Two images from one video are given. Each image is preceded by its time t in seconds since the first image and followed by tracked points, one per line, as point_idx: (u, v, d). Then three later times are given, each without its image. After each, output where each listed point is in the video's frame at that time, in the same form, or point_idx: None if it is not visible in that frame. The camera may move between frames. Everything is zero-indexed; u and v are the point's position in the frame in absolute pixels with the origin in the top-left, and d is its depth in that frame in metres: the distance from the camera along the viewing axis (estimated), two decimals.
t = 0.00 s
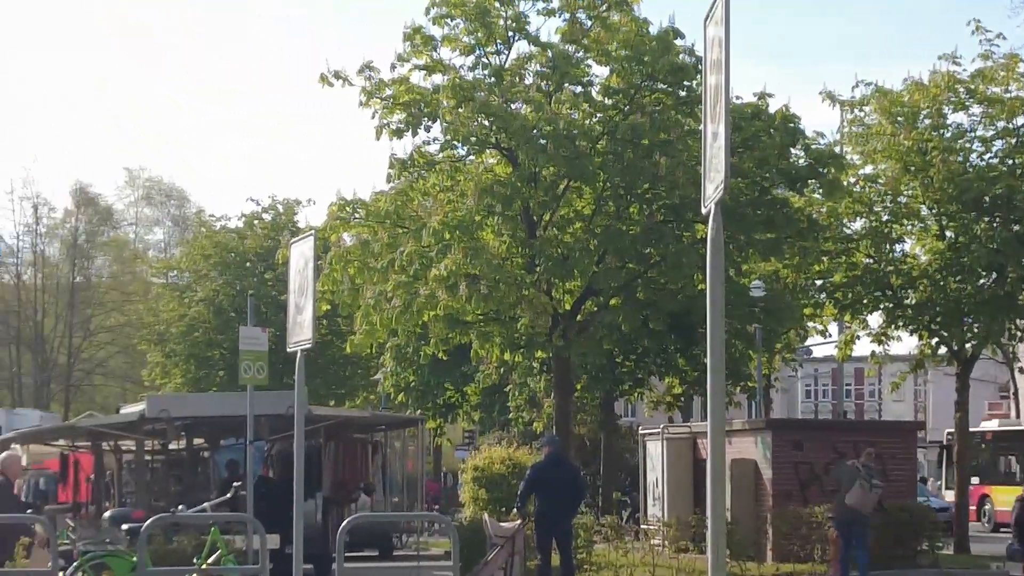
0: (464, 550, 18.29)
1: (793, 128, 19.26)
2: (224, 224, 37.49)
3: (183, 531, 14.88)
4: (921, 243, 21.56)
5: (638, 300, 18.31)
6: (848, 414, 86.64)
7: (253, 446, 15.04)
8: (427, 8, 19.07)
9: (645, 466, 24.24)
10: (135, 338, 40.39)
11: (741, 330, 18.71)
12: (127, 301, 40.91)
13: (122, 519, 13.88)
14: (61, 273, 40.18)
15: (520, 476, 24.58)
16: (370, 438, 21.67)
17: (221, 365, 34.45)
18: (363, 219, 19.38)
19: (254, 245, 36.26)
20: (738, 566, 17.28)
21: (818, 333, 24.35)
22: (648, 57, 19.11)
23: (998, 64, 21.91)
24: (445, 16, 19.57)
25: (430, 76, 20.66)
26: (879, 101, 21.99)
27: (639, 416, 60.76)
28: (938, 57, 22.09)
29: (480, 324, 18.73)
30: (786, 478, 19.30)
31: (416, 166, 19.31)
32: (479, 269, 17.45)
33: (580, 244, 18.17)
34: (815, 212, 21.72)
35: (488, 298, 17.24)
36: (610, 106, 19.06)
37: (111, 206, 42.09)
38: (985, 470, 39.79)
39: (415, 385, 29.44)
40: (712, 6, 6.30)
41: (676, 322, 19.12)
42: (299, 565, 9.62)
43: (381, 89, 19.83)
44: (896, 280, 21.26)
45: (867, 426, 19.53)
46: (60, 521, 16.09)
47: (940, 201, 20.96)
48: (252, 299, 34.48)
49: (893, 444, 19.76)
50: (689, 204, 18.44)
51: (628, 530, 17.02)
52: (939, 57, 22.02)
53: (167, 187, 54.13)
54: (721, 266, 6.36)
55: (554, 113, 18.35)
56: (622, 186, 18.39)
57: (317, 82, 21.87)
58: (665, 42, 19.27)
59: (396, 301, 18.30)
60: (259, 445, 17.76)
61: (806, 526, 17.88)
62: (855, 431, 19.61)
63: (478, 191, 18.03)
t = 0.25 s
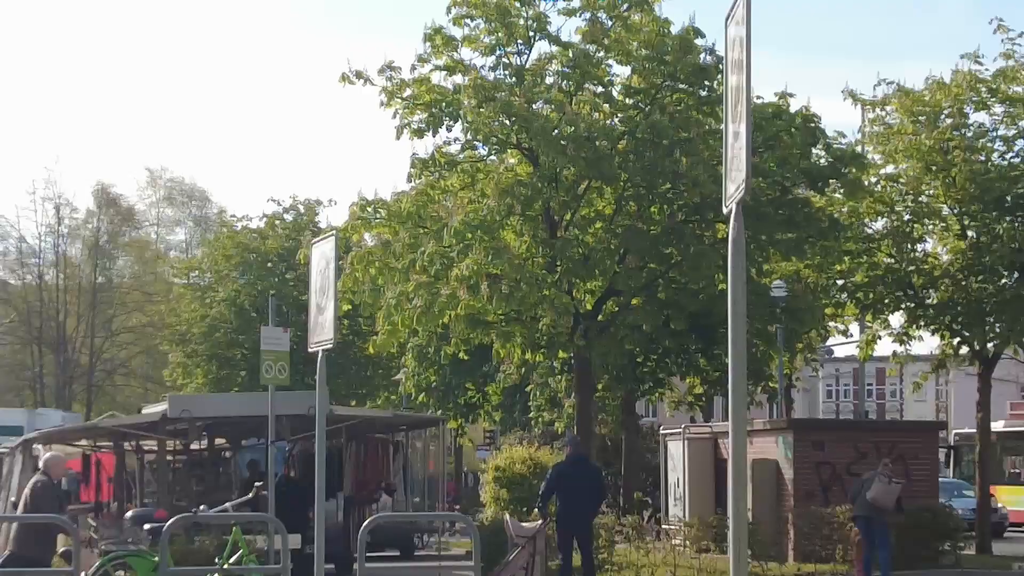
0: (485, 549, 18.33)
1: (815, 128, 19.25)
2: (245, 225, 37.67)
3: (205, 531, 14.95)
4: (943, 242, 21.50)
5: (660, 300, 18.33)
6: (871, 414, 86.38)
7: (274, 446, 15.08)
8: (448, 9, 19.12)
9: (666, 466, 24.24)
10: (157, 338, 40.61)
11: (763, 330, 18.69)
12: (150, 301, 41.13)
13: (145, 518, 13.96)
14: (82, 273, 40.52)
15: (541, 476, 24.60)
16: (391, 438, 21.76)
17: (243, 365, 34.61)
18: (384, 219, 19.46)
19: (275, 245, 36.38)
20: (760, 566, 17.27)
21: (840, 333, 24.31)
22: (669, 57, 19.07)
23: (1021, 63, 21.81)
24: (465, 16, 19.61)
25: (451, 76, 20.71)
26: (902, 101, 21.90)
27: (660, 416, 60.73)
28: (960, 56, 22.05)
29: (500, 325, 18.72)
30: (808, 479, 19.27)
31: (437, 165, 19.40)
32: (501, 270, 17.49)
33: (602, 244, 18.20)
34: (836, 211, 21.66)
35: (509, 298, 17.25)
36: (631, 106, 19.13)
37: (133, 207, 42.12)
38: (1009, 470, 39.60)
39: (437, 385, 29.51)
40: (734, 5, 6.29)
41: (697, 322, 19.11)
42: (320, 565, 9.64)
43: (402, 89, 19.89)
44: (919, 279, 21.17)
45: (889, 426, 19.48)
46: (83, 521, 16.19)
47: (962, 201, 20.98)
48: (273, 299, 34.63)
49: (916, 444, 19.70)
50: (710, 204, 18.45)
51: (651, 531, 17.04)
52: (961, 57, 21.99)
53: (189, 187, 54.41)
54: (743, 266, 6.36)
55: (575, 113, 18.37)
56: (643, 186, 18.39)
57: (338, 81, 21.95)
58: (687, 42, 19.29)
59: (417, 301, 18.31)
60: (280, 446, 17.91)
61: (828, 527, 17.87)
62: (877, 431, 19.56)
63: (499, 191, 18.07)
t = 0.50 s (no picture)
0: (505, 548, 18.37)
1: (836, 127, 19.22)
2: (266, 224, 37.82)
3: (226, 530, 15.04)
4: (965, 241, 21.35)
5: (680, 300, 18.35)
6: (892, 414, 86.13)
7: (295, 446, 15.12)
8: (468, 8, 19.14)
9: (688, 465, 24.21)
10: (179, 337, 40.80)
11: (784, 330, 18.65)
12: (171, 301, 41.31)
13: (166, 518, 14.05)
14: (104, 273, 40.68)
15: (561, 475, 24.63)
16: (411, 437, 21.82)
17: (264, 364, 34.73)
18: (405, 219, 19.54)
19: (296, 244, 36.47)
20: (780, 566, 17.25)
21: (861, 332, 24.24)
22: (689, 56, 19.05)
23: None
24: (485, 16, 19.64)
25: (471, 76, 20.73)
26: (924, 98, 21.96)
27: (680, 416, 60.65)
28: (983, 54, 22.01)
29: (520, 324, 18.73)
30: (829, 478, 19.23)
31: (458, 165, 19.24)
32: (520, 269, 17.51)
33: (622, 244, 18.20)
34: (857, 211, 21.57)
35: (529, 297, 17.26)
36: (651, 104, 19.10)
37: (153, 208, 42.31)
38: None
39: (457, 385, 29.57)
40: (754, 5, 6.32)
41: (717, 321, 19.10)
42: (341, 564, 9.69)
43: (423, 88, 19.93)
44: (941, 279, 21.00)
45: (910, 426, 19.43)
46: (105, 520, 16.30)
47: (983, 199, 20.97)
48: (294, 299, 34.75)
49: (936, 444, 19.65)
50: (731, 203, 18.45)
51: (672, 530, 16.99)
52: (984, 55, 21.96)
53: (210, 187, 54.63)
54: (764, 266, 6.39)
55: (596, 113, 18.38)
56: (664, 185, 18.39)
57: (359, 81, 22.02)
58: (707, 41, 19.29)
59: (438, 300, 18.41)
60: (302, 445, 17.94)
61: (849, 526, 17.84)
62: (898, 431, 19.52)
63: (519, 190, 18.10)
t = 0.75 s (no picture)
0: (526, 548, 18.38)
1: (857, 127, 19.18)
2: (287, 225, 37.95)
3: (247, 530, 15.11)
4: (986, 241, 21.58)
5: (700, 299, 18.35)
6: (913, 413, 85.82)
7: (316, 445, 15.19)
8: (488, 8, 19.16)
9: (708, 466, 24.17)
10: (200, 337, 40.99)
11: (804, 330, 18.61)
12: (192, 301, 41.48)
13: (187, 517, 14.14)
14: (125, 274, 40.87)
15: (582, 475, 24.64)
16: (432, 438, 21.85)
17: (285, 364, 34.84)
18: (426, 218, 19.55)
19: (316, 244, 36.59)
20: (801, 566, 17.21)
21: (881, 332, 24.16)
22: (709, 56, 19.03)
23: None
24: (506, 16, 19.67)
25: (491, 75, 20.76)
26: (945, 98, 22.26)
27: (700, 416, 60.52)
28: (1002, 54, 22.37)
29: (541, 324, 18.72)
30: (850, 478, 19.20)
31: (478, 166, 19.28)
32: (541, 269, 17.51)
33: (642, 243, 18.19)
34: (878, 210, 21.44)
35: (549, 297, 17.25)
36: (672, 105, 19.19)
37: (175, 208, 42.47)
38: None
39: (478, 384, 29.60)
40: (775, 4, 6.31)
41: (738, 321, 19.08)
42: (362, 565, 9.72)
43: (443, 89, 19.98)
44: (962, 278, 20.93)
45: (931, 425, 19.40)
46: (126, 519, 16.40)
47: (1004, 198, 21.18)
48: (315, 299, 34.85)
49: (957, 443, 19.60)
50: (752, 202, 18.44)
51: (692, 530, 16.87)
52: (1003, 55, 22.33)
53: (231, 187, 54.82)
54: (785, 265, 6.36)
55: (616, 112, 18.39)
56: (685, 185, 18.38)
57: (379, 82, 22.08)
58: (727, 41, 19.27)
59: (459, 300, 18.44)
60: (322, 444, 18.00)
61: (870, 526, 17.80)
62: (919, 431, 19.46)
63: (539, 190, 18.10)
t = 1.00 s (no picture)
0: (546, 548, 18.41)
1: (877, 126, 19.14)
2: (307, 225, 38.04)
3: (268, 530, 15.18)
4: (1007, 241, 21.41)
5: (721, 299, 18.36)
6: (934, 413, 85.49)
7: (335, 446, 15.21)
8: (508, 8, 19.20)
9: (729, 465, 24.14)
10: (221, 338, 41.14)
11: (825, 330, 18.59)
12: (213, 301, 41.60)
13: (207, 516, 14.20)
14: (146, 274, 41.06)
15: (603, 474, 24.64)
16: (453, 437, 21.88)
17: (304, 364, 34.95)
18: (446, 218, 19.54)
19: (337, 244, 36.70)
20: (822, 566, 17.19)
21: (902, 332, 24.09)
22: (729, 56, 19.02)
23: None
24: (525, 16, 19.71)
25: (511, 75, 20.80)
26: (966, 97, 22.32)
27: (720, 416, 60.35)
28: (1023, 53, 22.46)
29: (562, 324, 18.72)
30: (870, 478, 19.16)
31: (498, 165, 19.59)
32: (562, 269, 17.55)
33: (663, 242, 18.19)
34: (898, 209, 21.42)
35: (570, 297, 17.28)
36: (691, 104, 19.13)
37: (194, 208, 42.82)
38: None
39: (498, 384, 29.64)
40: (795, 3, 6.32)
41: (759, 321, 19.05)
42: (383, 564, 9.75)
43: (463, 88, 20.03)
44: (982, 277, 20.84)
45: (952, 425, 19.33)
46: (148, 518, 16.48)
47: None
48: (335, 299, 34.98)
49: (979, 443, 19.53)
50: (773, 202, 18.43)
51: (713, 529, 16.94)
52: None
53: (251, 187, 55.00)
54: (806, 265, 6.38)
55: (637, 111, 18.40)
56: (705, 184, 18.37)
57: (400, 82, 22.15)
58: (747, 40, 19.27)
59: (479, 300, 18.49)
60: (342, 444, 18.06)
61: (891, 526, 17.76)
62: (940, 430, 19.40)
63: (560, 190, 18.13)
